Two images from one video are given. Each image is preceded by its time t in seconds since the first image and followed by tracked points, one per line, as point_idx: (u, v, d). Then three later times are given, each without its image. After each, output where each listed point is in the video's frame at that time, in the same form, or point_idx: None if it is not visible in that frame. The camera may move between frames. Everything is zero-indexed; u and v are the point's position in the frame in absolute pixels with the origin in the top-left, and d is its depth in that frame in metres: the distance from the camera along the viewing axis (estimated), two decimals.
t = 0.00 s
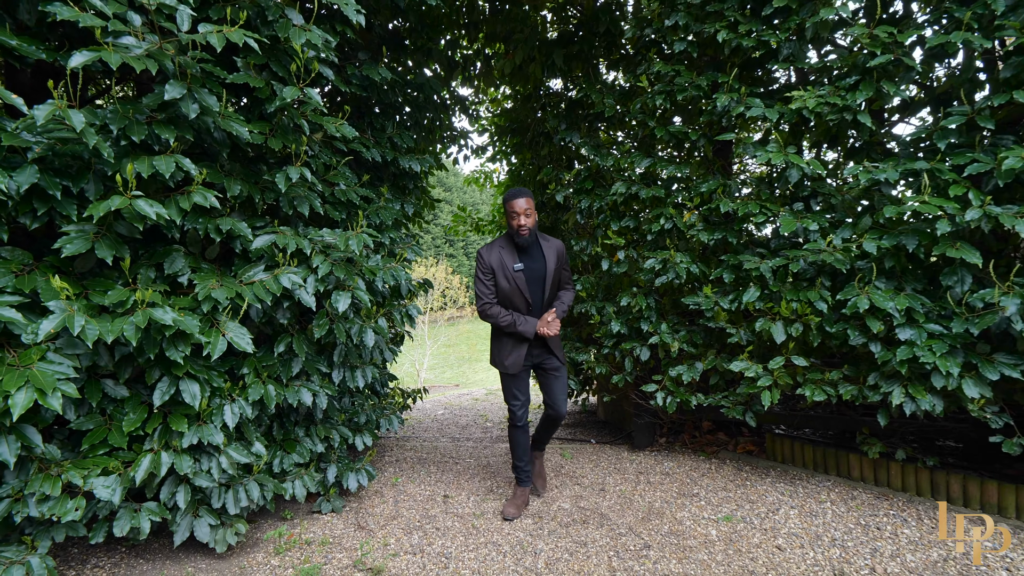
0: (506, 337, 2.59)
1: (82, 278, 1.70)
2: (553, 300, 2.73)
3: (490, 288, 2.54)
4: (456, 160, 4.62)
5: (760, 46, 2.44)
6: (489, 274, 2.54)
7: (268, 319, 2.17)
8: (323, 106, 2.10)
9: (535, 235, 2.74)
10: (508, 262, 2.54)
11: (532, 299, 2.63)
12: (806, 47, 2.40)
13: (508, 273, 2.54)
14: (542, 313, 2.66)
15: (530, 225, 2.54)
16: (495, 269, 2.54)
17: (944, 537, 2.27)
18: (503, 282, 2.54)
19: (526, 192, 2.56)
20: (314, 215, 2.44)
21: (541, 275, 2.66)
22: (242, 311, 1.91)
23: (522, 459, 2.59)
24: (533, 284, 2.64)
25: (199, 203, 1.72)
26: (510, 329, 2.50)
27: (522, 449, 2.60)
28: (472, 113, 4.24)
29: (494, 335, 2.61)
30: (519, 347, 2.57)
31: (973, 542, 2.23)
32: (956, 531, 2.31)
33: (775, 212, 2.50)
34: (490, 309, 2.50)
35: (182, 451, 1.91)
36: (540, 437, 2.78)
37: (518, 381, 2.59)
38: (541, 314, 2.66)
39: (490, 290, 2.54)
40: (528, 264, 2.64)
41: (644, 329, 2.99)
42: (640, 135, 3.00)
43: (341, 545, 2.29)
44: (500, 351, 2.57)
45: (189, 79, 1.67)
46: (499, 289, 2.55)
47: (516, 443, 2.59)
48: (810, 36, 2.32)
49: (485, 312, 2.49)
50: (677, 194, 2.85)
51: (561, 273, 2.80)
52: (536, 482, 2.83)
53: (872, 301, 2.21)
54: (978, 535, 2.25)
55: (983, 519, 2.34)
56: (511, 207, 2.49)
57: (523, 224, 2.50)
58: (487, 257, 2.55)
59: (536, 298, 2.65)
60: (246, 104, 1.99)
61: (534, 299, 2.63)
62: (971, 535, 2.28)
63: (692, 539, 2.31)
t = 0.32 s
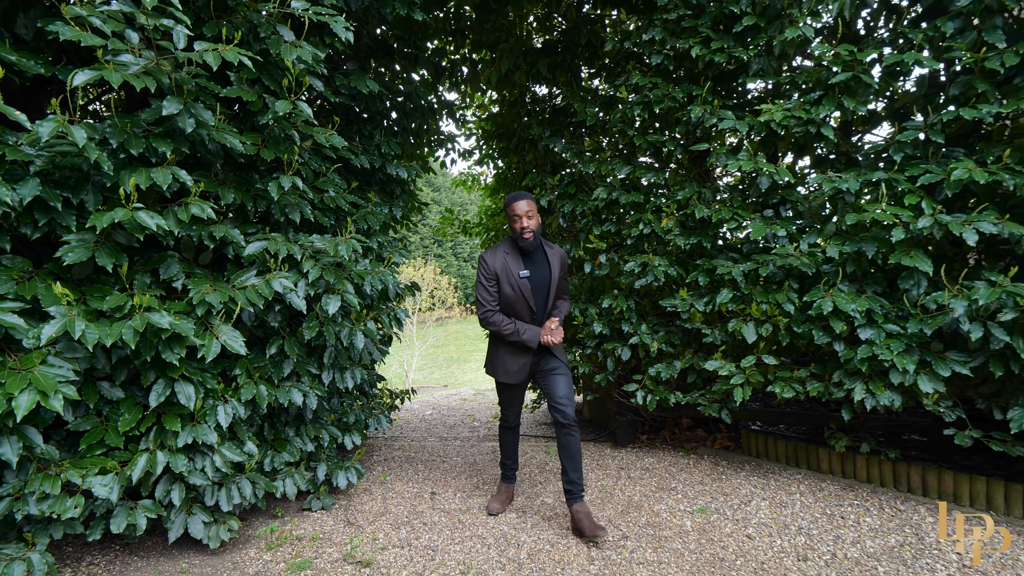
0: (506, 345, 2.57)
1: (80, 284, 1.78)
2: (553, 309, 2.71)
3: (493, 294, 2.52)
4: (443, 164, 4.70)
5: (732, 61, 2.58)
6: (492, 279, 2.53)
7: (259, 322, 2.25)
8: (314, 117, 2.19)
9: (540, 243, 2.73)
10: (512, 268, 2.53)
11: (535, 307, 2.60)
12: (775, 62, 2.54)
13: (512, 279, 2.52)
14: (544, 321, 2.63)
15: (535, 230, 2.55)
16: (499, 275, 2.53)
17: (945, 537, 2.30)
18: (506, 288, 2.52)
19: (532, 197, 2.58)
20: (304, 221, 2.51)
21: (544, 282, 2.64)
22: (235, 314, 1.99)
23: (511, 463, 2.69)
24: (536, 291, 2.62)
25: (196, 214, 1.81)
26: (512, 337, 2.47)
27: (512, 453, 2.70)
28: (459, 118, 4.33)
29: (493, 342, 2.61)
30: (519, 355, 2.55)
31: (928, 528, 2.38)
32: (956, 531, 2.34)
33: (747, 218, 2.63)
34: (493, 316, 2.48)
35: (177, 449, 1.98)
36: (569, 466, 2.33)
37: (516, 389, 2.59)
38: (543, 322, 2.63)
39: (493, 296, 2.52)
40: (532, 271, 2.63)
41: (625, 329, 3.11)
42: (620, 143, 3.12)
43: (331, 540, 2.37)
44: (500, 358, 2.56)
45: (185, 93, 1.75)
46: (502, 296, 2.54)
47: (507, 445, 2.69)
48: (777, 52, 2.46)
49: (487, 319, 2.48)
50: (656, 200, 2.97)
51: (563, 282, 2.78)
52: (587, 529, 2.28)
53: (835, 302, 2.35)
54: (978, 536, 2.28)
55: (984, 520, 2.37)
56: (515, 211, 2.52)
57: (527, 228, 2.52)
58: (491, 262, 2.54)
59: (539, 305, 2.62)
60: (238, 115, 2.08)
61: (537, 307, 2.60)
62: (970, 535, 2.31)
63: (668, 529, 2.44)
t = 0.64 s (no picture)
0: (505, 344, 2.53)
1: (60, 288, 1.80)
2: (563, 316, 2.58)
3: (497, 287, 2.52)
4: (423, 167, 4.76)
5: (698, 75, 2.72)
6: (499, 272, 2.52)
7: (240, 325, 2.29)
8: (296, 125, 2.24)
9: (558, 244, 2.65)
10: (520, 262, 2.50)
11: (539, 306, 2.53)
12: (737, 77, 2.71)
13: (517, 274, 2.49)
14: (548, 326, 2.54)
15: (551, 225, 2.48)
16: (507, 268, 2.51)
17: (945, 537, 2.35)
18: (511, 283, 2.49)
19: (557, 191, 2.52)
20: (284, 225, 2.56)
21: (552, 285, 2.55)
22: (217, 318, 2.03)
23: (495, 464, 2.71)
24: (541, 292, 2.54)
25: (178, 218, 1.84)
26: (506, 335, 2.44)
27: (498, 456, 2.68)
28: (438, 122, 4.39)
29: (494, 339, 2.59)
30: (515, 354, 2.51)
31: (878, 514, 2.56)
32: (956, 530, 2.40)
33: (712, 224, 2.77)
34: (492, 308, 2.48)
35: (158, 452, 2.01)
36: (554, 479, 2.38)
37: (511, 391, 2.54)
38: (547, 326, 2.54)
39: (496, 289, 2.52)
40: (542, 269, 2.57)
41: (599, 330, 3.23)
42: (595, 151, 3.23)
43: (313, 539, 2.43)
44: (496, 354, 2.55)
45: (166, 102, 1.78)
46: (505, 290, 2.52)
47: (493, 448, 2.66)
48: (740, 68, 2.63)
49: (487, 312, 2.48)
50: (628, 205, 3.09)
51: (579, 290, 2.64)
52: (565, 534, 2.35)
53: (793, 304, 2.51)
54: (978, 536, 2.33)
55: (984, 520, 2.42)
56: (538, 201, 2.47)
57: (547, 221, 2.47)
58: (501, 254, 2.54)
59: (542, 306, 2.54)
60: (220, 123, 2.13)
61: (541, 308, 2.53)
62: (970, 535, 2.37)
63: (639, 521, 2.56)
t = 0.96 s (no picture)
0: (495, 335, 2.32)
1: (24, 292, 1.77)
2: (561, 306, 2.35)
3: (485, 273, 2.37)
4: (396, 169, 4.77)
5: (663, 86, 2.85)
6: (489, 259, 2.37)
7: (211, 329, 2.29)
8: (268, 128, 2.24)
9: (557, 231, 2.46)
10: (510, 248, 2.33)
11: (530, 294, 2.33)
12: (699, 89, 2.85)
13: (506, 260, 2.32)
14: (539, 316, 2.33)
15: (550, 211, 2.31)
16: (497, 254, 2.36)
17: (946, 538, 2.38)
18: (499, 269, 2.32)
19: (559, 176, 2.35)
20: (256, 228, 2.55)
21: (547, 273, 2.35)
22: (187, 322, 2.02)
23: (494, 473, 2.42)
24: (534, 279, 2.34)
25: (147, 222, 1.83)
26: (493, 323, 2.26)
27: (495, 463, 2.41)
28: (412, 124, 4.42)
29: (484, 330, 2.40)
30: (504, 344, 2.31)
31: (828, 502, 2.73)
32: (956, 531, 2.43)
33: (676, 228, 2.90)
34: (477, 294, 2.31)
35: (128, 457, 1.99)
36: (529, 472, 2.44)
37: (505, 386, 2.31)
38: (541, 316, 2.33)
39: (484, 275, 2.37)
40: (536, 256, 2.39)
41: (570, 330, 3.32)
42: (565, 156, 3.32)
43: (287, 541, 2.44)
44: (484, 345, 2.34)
45: (135, 105, 1.77)
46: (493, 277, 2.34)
47: (492, 454, 2.39)
48: (701, 80, 2.78)
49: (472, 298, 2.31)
50: (597, 209, 3.19)
51: (578, 279, 2.45)
52: (536, 528, 2.42)
53: (751, 305, 2.65)
54: (978, 536, 2.37)
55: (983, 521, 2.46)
56: (540, 184, 2.29)
57: (546, 207, 2.30)
58: (492, 241, 2.39)
59: (535, 295, 2.34)
60: (190, 126, 2.12)
61: (532, 297, 2.33)
62: (970, 535, 2.40)
63: (607, 514, 2.66)
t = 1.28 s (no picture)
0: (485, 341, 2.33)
1: None
2: (552, 308, 2.35)
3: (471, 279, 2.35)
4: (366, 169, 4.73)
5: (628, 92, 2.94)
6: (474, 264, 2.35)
7: (174, 332, 2.24)
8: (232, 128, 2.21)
9: (543, 231, 2.45)
10: (495, 252, 2.32)
11: (518, 297, 2.32)
12: (662, 96, 2.97)
13: (492, 266, 2.31)
14: (528, 318, 2.33)
15: (534, 212, 2.30)
16: (482, 259, 2.34)
17: (945, 538, 2.38)
18: (485, 275, 2.31)
19: (537, 176, 2.36)
20: (220, 229, 2.51)
21: (535, 274, 2.34)
22: (149, 325, 1.98)
23: (529, 488, 2.11)
24: (522, 282, 2.31)
25: (106, 224, 1.79)
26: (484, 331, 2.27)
27: (526, 475, 2.12)
28: (381, 124, 4.39)
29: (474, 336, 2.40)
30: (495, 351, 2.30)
31: (785, 491, 2.86)
32: (956, 531, 2.43)
33: (642, 230, 2.99)
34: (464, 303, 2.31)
35: (85, 465, 1.93)
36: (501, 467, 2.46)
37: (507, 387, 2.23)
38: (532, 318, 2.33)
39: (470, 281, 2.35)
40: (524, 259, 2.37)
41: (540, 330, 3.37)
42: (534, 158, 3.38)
43: (254, 546, 2.40)
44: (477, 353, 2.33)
45: (92, 104, 1.72)
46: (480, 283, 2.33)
47: (520, 465, 2.13)
48: (664, 87, 2.90)
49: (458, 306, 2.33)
50: (565, 211, 3.25)
51: (568, 279, 2.45)
52: (507, 525, 2.46)
53: (711, 304, 2.77)
54: (977, 535, 2.37)
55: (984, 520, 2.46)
56: (518, 185, 2.30)
57: (530, 206, 2.29)
58: (478, 245, 2.36)
59: (524, 297, 2.32)
60: (150, 126, 2.08)
61: (521, 300, 2.31)
62: (971, 535, 2.40)
63: (576, 508, 2.72)
